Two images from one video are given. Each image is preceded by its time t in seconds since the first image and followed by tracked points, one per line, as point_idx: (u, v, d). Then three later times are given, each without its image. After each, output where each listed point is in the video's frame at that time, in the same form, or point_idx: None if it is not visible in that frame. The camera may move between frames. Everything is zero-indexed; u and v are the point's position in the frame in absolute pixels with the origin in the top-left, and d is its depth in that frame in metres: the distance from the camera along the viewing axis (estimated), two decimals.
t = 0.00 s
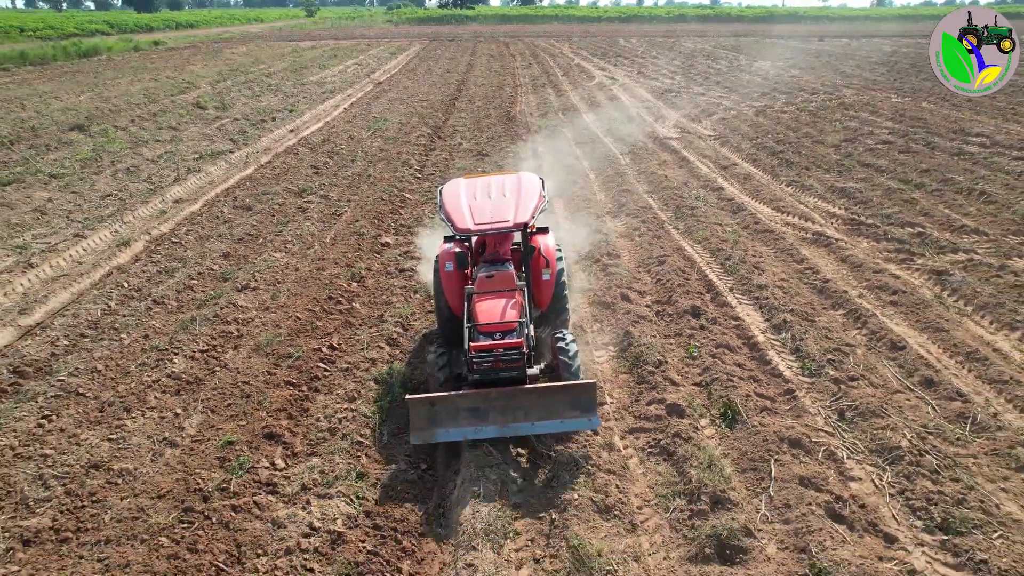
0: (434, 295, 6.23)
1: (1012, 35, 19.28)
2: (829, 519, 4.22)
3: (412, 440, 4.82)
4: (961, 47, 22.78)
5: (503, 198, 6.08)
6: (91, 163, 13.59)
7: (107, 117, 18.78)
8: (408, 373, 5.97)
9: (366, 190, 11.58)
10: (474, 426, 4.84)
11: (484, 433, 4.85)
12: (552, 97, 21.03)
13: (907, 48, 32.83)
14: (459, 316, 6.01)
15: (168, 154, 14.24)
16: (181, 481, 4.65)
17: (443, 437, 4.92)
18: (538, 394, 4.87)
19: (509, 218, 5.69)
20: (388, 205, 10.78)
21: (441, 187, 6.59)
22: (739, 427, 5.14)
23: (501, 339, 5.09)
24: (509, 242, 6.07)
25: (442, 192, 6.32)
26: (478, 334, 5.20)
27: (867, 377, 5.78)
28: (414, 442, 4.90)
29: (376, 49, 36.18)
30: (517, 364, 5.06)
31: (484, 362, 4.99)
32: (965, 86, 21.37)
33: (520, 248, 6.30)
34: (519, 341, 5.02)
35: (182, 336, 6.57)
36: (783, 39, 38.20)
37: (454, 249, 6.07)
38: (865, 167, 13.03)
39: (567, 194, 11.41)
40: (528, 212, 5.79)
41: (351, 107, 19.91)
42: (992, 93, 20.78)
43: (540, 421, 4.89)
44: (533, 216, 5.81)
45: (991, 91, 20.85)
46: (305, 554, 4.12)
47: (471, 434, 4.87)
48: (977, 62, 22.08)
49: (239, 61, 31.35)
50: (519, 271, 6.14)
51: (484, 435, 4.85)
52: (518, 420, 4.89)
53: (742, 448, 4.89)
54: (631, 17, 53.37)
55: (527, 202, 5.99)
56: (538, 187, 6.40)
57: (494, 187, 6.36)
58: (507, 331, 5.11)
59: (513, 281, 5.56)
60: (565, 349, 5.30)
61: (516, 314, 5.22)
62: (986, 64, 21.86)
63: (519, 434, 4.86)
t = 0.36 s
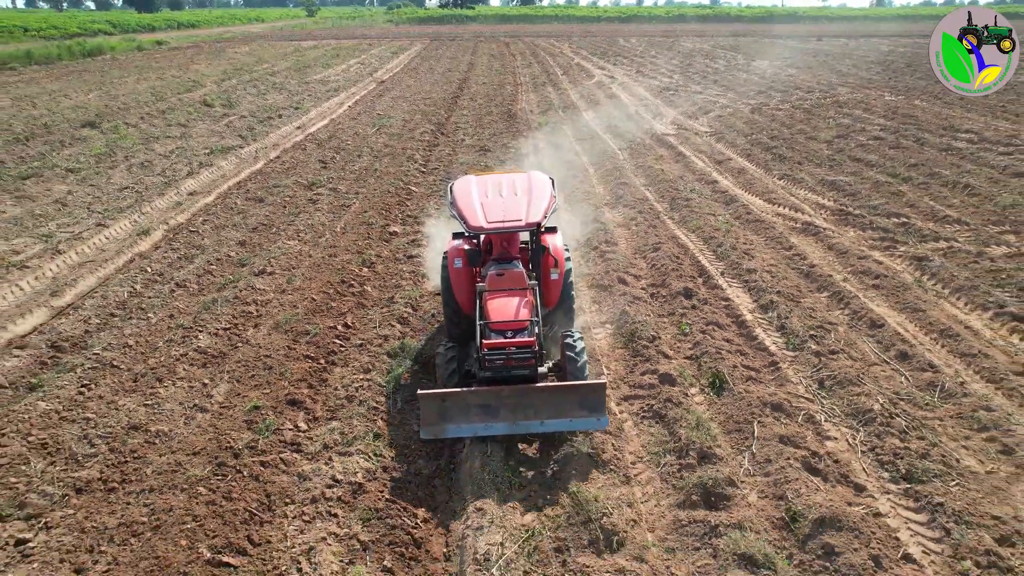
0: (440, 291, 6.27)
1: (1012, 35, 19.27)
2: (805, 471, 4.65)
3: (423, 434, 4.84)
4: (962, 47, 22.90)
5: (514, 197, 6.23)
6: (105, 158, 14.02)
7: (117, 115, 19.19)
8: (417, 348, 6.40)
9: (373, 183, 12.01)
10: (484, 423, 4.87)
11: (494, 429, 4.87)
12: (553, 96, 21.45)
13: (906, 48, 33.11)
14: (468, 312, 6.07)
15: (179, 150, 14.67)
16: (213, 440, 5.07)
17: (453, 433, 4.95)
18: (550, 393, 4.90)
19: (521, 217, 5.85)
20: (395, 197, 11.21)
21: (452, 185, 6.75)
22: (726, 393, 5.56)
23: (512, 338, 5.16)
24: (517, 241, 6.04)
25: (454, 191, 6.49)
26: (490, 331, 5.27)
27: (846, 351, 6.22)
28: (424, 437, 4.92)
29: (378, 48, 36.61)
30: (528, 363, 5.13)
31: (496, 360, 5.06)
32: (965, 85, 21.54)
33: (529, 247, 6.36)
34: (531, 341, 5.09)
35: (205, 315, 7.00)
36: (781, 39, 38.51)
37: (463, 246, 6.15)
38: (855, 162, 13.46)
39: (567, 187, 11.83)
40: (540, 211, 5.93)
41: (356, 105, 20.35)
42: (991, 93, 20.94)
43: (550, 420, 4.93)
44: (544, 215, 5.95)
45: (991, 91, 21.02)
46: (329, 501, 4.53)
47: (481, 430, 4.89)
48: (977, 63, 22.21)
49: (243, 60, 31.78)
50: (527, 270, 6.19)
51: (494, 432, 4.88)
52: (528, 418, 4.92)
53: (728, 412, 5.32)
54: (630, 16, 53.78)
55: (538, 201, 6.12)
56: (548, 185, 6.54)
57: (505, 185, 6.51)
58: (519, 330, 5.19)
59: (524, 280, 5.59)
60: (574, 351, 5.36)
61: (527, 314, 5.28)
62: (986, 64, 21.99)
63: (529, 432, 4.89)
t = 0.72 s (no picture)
0: (443, 291, 6.28)
1: (1012, 35, 19.34)
2: (785, 438, 4.99)
3: (425, 431, 4.87)
4: (962, 48, 22.70)
5: (516, 196, 6.28)
6: (115, 154, 14.36)
7: (124, 113, 19.54)
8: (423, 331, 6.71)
9: (377, 178, 12.35)
10: (485, 419, 4.90)
11: (496, 426, 4.91)
12: (552, 94, 21.80)
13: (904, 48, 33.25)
14: (469, 311, 6.11)
15: (187, 147, 15.01)
16: (232, 413, 5.40)
17: (454, 430, 4.97)
18: (550, 389, 4.95)
19: (522, 215, 5.89)
20: (399, 192, 11.55)
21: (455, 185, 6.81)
22: (714, 370, 5.90)
23: (513, 335, 5.17)
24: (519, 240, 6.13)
25: (456, 191, 6.53)
26: (490, 329, 5.30)
27: (829, 332, 6.56)
28: (426, 434, 4.94)
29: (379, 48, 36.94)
30: (529, 359, 5.15)
31: (497, 357, 5.08)
32: (965, 85, 21.57)
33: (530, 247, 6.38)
34: (532, 338, 5.11)
35: (220, 300, 7.34)
36: (779, 39, 38.71)
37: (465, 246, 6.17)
38: (847, 158, 13.79)
39: (565, 182, 12.17)
40: (541, 210, 5.98)
41: (358, 103, 20.69)
42: (992, 93, 20.96)
43: (551, 416, 4.97)
44: (545, 214, 5.99)
45: (991, 91, 21.04)
46: (342, 466, 4.85)
47: (482, 427, 4.92)
48: (977, 63, 22.12)
49: (246, 60, 32.13)
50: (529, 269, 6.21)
51: (495, 429, 4.91)
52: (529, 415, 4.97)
53: (715, 387, 5.66)
54: (629, 17, 54.12)
55: (539, 201, 6.17)
56: (549, 185, 6.59)
57: (506, 185, 6.55)
58: (520, 327, 5.20)
59: (525, 279, 5.65)
60: (576, 349, 5.40)
61: (528, 311, 5.30)
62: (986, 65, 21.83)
63: (531, 428, 4.94)
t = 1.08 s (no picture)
0: (440, 296, 6.24)
1: (1012, 35, 19.47)
2: (767, 409, 5.32)
3: (422, 437, 4.86)
4: (962, 47, 22.99)
5: (504, 198, 6.26)
6: (123, 150, 14.69)
7: (130, 111, 19.87)
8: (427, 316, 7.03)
9: (380, 174, 12.69)
10: (482, 422, 4.89)
11: (492, 428, 4.89)
12: (551, 93, 22.15)
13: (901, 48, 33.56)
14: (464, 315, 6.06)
15: (194, 144, 15.34)
16: (248, 388, 5.72)
17: (451, 434, 4.97)
18: (545, 388, 4.94)
19: (510, 217, 5.87)
20: (402, 186, 11.89)
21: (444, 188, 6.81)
22: (702, 349, 6.23)
23: (506, 335, 5.05)
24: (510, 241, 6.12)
25: (444, 195, 6.51)
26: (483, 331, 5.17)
27: (813, 315, 6.90)
28: (423, 440, 4.93)
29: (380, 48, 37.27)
30: (523, 360, 5.02)
31: (489, 358, 4.97)
32: (965, 85, 21.77)
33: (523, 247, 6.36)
34: (524, 337, 4.98)
35: (232, 287, 7.66)
36: (777, 40, 39.00)
37: (458, 250, 6.18)
38: (839, 155, 14.12)
39: (563, 177, 12.50)
40: (529, 211, 5.96)
41: (360, 102, 21.02)
42: (992, 93, 21.14)
43: (547, 415, 4.96)
44: (533, 215, 5.99)
45: (992, 91, 21.22)
46: (351, 436, 5.17)
47: (479, 430, 4.91)
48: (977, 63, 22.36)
49: (248, 59, 32.47)
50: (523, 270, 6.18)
51: (493, 431, 4.90)
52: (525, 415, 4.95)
53: (703, 365, 6.00)
54: (628, 17, 54.44)
55: (528, 202, 6.15)
56: (537, 186, 6.57)
57: (495, 187, 6.53)
58: (512, 327, 5.07)
59: (516, 278, 5.53)
60: (572, 347, 5.35)
61: (519, 310, 5.18)
62: (987, 64, 22.14)
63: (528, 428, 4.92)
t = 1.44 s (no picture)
0: (443, 296, 6.19)
1: (1012, 34, 19.58)
2: (753, 385, 5.62)
3: (418, 441, 4.81)
4: (961, 47, 23.21)
5: (514, 200, 6.07)
6: (131, 147, 15.01)
7: (136, 108, 20.20)
8: (430, 302, 7.33)
9: (383, 169, 13.00)
10: (480, 429, 4.84)
11: (490, 435, 4.84)
12: (551, 92, 22.48)
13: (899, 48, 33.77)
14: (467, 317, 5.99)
15: (200, 140, 15.66)
16: (261, 368, 6.03)
17: (448, 439, 4.91)
18: (546, 398, 4.88)
19: (519, 220, 5.67)
20: (404, 181, 12.20)
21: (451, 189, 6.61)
22: (692, 332, 6.53)
23: (509, 343, 5.03)
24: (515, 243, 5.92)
25: (453, 196, 6.36)
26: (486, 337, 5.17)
27: (799, 301, 7.21)
28: (419, 443, 4.87)
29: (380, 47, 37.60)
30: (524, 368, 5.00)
31: (491, 365, 4.95)
32: (965, 85, 21.87)
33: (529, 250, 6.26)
34: (528, 346, 4.94)
35: (242, 275, 7.97)
36: (776, 39, 39.24)
37: (463, 251, 6.06)
38: (831, 151, 14.42)
39: (562, 173, 12.81)
40: (539, 214, 5.76)
41: (362, 100, 21.34)
42: (991, 92, 21.30)
43: (546, 425, 4.90)
44: (543, 218, 5.77)
45: (991, 90, 21.38)
46: (360, 410, 5.47)
47: (477, 436, 4.86)
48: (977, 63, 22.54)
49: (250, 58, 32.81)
50: (528, 273, 6.08)
51: (490, 438, 4.85)
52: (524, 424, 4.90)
53: (693, 346, 6.30)
54: (628, 17, 54.77)
55: (537, 205, 5.96)
56: (547, 189, 6.37)
57: (505, 189, 6.36)
58: (515, 335, 5.03)
59: (522, 284, 5.49)
60: (572, 353, 5.25)
61: (524, 318, 5.14)
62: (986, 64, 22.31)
63: (525, 438, 4.86)
